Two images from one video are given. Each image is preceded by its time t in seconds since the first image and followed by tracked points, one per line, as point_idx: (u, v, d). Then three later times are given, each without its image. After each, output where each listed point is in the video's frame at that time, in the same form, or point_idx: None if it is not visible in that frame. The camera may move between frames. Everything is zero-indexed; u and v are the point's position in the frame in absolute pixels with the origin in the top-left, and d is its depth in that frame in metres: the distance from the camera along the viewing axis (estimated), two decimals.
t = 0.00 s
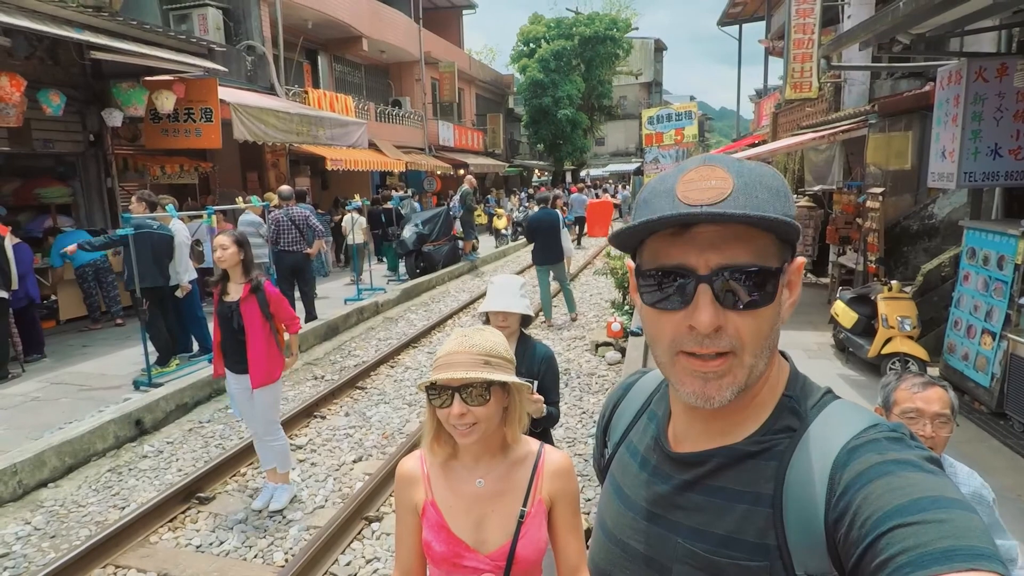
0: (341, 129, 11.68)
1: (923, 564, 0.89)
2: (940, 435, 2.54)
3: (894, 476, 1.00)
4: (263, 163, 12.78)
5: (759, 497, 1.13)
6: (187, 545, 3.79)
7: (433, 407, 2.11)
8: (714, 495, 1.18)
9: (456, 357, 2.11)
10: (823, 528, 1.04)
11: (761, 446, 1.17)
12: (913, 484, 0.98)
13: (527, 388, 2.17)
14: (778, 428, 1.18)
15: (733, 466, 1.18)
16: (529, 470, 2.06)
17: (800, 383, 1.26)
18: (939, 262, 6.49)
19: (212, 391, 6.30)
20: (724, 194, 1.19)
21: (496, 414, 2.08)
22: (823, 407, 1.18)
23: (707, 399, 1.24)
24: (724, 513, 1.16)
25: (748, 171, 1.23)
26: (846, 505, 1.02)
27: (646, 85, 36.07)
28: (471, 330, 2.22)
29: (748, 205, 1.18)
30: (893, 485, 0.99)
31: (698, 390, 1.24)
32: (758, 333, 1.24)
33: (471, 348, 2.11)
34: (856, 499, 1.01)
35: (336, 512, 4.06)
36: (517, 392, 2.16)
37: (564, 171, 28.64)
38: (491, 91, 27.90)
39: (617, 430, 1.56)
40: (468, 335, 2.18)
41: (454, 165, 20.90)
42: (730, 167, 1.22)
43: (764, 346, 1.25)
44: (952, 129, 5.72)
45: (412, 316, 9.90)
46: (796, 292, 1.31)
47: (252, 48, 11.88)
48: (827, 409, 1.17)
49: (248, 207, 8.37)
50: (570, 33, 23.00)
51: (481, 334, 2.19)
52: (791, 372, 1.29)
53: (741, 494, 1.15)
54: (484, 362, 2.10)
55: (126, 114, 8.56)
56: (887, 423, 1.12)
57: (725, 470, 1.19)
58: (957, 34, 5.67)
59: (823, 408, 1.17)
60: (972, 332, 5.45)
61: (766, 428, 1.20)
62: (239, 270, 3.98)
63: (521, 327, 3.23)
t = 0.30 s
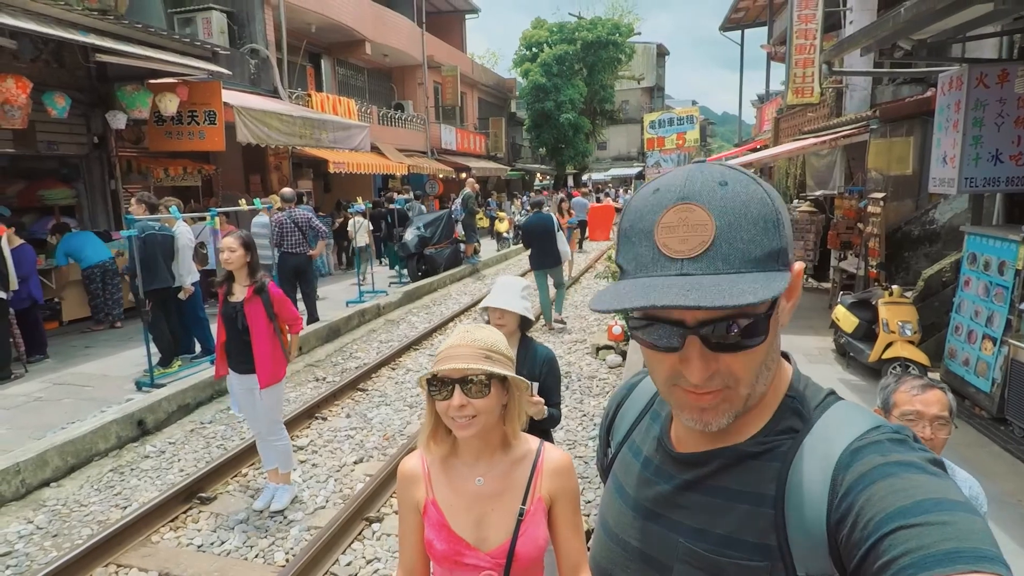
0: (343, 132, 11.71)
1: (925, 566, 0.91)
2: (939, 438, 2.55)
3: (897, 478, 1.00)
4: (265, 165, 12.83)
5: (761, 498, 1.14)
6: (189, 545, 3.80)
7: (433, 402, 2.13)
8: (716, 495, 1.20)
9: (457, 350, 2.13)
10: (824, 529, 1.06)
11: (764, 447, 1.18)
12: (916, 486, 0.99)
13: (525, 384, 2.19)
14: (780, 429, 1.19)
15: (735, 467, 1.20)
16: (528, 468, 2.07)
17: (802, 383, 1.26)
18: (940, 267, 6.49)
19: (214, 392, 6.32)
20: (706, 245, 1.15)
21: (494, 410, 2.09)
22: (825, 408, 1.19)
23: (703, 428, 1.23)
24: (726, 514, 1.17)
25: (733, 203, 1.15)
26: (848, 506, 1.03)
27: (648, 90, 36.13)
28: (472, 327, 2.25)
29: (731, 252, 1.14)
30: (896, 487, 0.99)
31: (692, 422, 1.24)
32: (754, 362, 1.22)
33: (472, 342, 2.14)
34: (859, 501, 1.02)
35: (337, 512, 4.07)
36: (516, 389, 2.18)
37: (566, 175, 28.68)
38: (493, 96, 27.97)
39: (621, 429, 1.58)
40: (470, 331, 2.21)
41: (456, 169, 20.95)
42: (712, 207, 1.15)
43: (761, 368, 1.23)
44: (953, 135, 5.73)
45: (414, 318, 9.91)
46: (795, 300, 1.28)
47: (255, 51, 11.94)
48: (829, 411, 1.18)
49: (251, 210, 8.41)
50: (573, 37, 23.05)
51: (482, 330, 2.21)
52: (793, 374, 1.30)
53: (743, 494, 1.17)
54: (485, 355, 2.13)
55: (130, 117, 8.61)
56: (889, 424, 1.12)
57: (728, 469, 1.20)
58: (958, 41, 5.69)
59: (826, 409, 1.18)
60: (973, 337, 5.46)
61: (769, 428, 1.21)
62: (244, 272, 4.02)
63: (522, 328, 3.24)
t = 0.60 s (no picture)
0: (346, 130, 11.72)
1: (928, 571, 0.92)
2: (930, 436, 2.57)
3: (902, 482, 1.01)
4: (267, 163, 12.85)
5: (762, 499, 1.17)
6: (192, 538, 3.83)
7: (434, 396, 2.16)
8: (718, 496, 1.23)
9: (459, 344, 2.15)
10: (826, 532, 1.07)
11: (766, 449, 1.20)
12: (920, 491, 1.00)
13: (523, 379, 2.21)
14: (784, 431, 1.21)
15: (737, 468, 1.22)
16: (526, 461, 2.08)
17: (807, 385, 1.29)
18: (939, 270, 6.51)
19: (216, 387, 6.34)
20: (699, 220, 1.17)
21: (493, 403, 2.11)
22: (829, 410, 1.20)
23: (701, 414, 1.24)
24: (729, 516, 1.20)
25: (728, 180, 1.18)
26: (851, 510, 1.04)
27: (650, 90, 36.12)
28: (474, 322, 2.27)
29: (723, 222, 1.15)
30: (900, 491, 1.00)
31: (691, 405, 1.25)
32: (751, 343, 1.24)
33: (473, 337, 2.17)
34: (863, 505, 1.03)
35: (337, 507, 4.10)
36: (514, 383, 2.20)
37: (567, 175, 28.69)
38: (496, 95, 27.99)
39: (625, 427, 1.64)
40: (472, 325, 2.23)
41: (458, 168, 20.97)
42: (705, 184, 1.18)
43: (760, 354, 1.25)
44: (954, 139, 5.75)
45: (414, 316, 9.94)
46: (796, 290, 1.31)
47: (258, 49, 11.95)
48: (833, 412, 1.19)
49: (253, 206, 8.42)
50: (575, 37, 23.05)
51: (483, 325, 2.23)
52: (798, 374, 1.33)
53: (744, 496, 1.19)
54: (485, 350, 2.15)
55: (133, 113, 8.63)
56: (894, 427, 1.13)
57: (731, 470, 1.23)
58: (960, 45, 5.70)
59: (829, 412, 1.19)
60: (971, 340, 5.48)
61: (772, 429, 1.23)
62: (254, 268, 4.04)
63: (523, 327, 3.26)
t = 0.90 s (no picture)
0: (344, 127, 11.70)
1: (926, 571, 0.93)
2: (925, 434, 2.58)
3: (900, 481, 1.02)
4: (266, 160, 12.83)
5: (759, 497, 1.17)
6: (191, 534, 3.83)
7: (432, 392, 2.17)
8: (715, 493, 1.24)
9: (458, 341, 2.17)
10: (824, 531, 1.07)
11: (764, 446, 1.21)
12: (917, 490, 1.01)
13: (521, 375, 2.23)
14: (782, 428, 1.22)
15: (734, 466, 1.23)
16: (523, 457, 2.09)
17: (806, 383, 1.30)
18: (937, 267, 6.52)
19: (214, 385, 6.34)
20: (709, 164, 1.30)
21: (491, 399, 2.13)
22: (827, 407, 1.20)
23: (709, 367, 1.28)
24: (727, 514, 1.20)
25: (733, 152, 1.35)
26: (848, 508, 1.05)
27: (648, 87, 36.08)
28: (472, 319, 2.28)
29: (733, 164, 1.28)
30: (897, 490, 1.01)
31: (699, 357, 1.29)
32: (758, 298, 1.29)
33: (473, 333, 2.18)
34: (861, 503, 1.03)
35: (337, 504, 4.11)
36: (512, 379, 2.22)
37: (566, 172, 28.67)
38: (494, 93, 27.96)
39: (623, 423, 1.66)
40: (471, 322, 2.24)
41: (456, 165, 20.95)
42: (714, 148, 1.34)
43: (766, 314, 1.30)
44: (951, 137, 5.76)
45: (413, 314, 9.94)
46: (796, 279, 1.39)
47: (256, 46, 11.93)
48: (830, 409, 1.19)
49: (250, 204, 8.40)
50: (573, 34, 23.02)
51: (483, 321, 2.24)
52: (799, 370, 1.34)
53: (741, 493, 1.20)
54: (484, 347, 2.16)
55: (131, 111, 8.61)
56: (891, 425, 1.13)
57: (728, 468, 1.24)
58: (958, 43, 5.70)
59: (827, 409, 1.20)
60: (968, 337, 5.49)
61: (771, 427, 1.24)
62: (256, 264, 4.04)
63: (522, 324, 3.26)
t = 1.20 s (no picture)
0: (346, 131, 11.74)
1: (925, 560, 0.92)
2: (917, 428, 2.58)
3: (900, 472, 1.02)
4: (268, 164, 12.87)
5: (762, 490, 1.19)
6: (197, 536, 3.84)
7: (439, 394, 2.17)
8: (717, 486, 1.25)
9: (465, 343, 2.17)
10: (827, 524, 1.08)
11: (767, 439, 1.22)
12: (917, 480, 1.00)
13: (527, 376, 2.24)
14: (786, 422, 1.24)
15: (738, 459, 1.24)
16: (529, 457, 2.09)
17: (810, 377, 1.31)
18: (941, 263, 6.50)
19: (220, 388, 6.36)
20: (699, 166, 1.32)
21: (498, 401, 2.13)
22: (831, 402, 1.21)
23: (699, 366, 1.30)
24: (730, 507, 1.22)
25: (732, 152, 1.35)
26: (850, 500, 1.05)
27: (649, 87, 36.09)
28: (478, 321, 2.28)
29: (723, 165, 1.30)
30: (896, 480, 1.01)
31: (688, 356, 1.32)
32: (748, 297, 1.30)
33: (478, 335, 2.18)
34: (861, 494, 1.03)
35: (343, 505, 4.10)
36: (519, 380, 2.23)
37: (568, 173, 28.70)
38: (495, 95, 28.01)
39: (630, 420, 1.67)
40: (476, 324, 2.24)
41: (458, 167, 20.99)
42: (710, 149, 1.34)
43: (759, 312, 1.31)
44: (954, 131, 5.76)
45: (417, 316, 9.95)
46: (798, 277, 1.38)
47: (258, 51, 11.98)
48: (834, 403, 1.20)
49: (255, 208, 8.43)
50: (574, 35, 23.06)
51: (488, 323, 2.25)
52: (803, 366, 1.35)
53: (744, 486, 1.21)
54: (490, 349, 2.17)
55: (135, 116, 8.66)
56: (895, 418, 1.13)
57: (731, 460, 1.25)
58: (958, 37, 5.70)
59: (830, 403, 1.20)
60: (974, 333, 5.48)
61: (774, 421, 1.26)
62: (261, 267, 4.06)
63: (529, 325, 3.26)
